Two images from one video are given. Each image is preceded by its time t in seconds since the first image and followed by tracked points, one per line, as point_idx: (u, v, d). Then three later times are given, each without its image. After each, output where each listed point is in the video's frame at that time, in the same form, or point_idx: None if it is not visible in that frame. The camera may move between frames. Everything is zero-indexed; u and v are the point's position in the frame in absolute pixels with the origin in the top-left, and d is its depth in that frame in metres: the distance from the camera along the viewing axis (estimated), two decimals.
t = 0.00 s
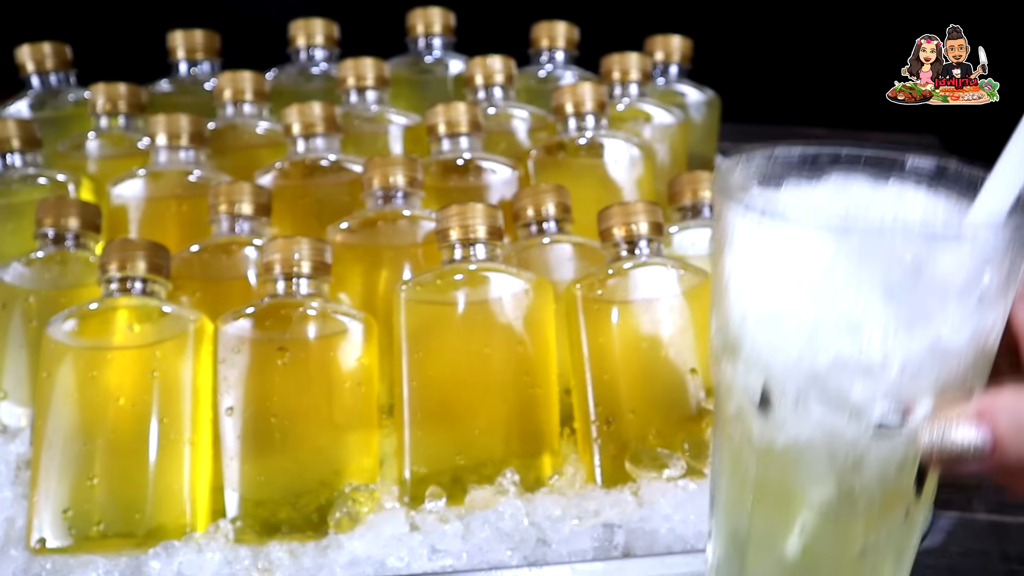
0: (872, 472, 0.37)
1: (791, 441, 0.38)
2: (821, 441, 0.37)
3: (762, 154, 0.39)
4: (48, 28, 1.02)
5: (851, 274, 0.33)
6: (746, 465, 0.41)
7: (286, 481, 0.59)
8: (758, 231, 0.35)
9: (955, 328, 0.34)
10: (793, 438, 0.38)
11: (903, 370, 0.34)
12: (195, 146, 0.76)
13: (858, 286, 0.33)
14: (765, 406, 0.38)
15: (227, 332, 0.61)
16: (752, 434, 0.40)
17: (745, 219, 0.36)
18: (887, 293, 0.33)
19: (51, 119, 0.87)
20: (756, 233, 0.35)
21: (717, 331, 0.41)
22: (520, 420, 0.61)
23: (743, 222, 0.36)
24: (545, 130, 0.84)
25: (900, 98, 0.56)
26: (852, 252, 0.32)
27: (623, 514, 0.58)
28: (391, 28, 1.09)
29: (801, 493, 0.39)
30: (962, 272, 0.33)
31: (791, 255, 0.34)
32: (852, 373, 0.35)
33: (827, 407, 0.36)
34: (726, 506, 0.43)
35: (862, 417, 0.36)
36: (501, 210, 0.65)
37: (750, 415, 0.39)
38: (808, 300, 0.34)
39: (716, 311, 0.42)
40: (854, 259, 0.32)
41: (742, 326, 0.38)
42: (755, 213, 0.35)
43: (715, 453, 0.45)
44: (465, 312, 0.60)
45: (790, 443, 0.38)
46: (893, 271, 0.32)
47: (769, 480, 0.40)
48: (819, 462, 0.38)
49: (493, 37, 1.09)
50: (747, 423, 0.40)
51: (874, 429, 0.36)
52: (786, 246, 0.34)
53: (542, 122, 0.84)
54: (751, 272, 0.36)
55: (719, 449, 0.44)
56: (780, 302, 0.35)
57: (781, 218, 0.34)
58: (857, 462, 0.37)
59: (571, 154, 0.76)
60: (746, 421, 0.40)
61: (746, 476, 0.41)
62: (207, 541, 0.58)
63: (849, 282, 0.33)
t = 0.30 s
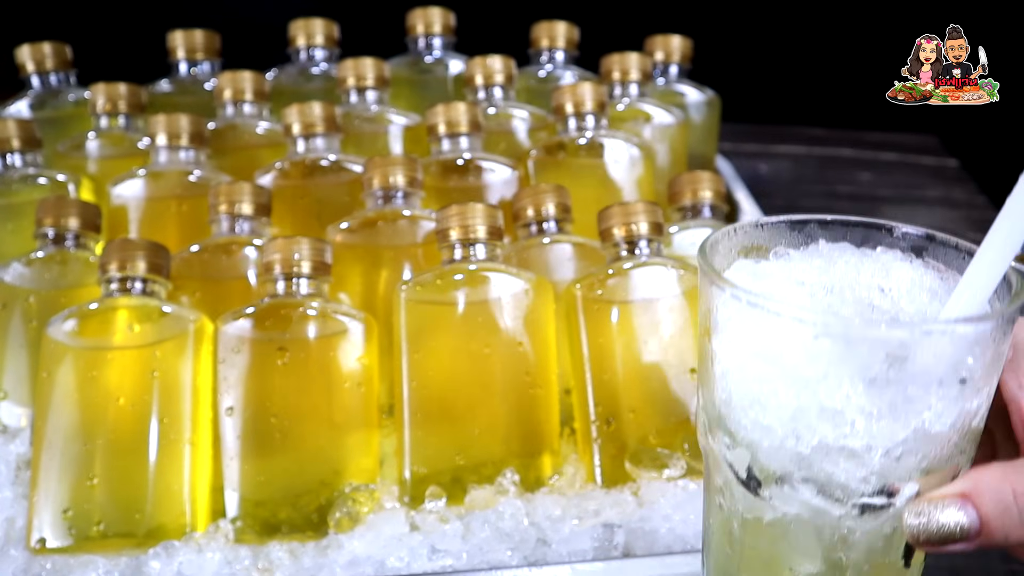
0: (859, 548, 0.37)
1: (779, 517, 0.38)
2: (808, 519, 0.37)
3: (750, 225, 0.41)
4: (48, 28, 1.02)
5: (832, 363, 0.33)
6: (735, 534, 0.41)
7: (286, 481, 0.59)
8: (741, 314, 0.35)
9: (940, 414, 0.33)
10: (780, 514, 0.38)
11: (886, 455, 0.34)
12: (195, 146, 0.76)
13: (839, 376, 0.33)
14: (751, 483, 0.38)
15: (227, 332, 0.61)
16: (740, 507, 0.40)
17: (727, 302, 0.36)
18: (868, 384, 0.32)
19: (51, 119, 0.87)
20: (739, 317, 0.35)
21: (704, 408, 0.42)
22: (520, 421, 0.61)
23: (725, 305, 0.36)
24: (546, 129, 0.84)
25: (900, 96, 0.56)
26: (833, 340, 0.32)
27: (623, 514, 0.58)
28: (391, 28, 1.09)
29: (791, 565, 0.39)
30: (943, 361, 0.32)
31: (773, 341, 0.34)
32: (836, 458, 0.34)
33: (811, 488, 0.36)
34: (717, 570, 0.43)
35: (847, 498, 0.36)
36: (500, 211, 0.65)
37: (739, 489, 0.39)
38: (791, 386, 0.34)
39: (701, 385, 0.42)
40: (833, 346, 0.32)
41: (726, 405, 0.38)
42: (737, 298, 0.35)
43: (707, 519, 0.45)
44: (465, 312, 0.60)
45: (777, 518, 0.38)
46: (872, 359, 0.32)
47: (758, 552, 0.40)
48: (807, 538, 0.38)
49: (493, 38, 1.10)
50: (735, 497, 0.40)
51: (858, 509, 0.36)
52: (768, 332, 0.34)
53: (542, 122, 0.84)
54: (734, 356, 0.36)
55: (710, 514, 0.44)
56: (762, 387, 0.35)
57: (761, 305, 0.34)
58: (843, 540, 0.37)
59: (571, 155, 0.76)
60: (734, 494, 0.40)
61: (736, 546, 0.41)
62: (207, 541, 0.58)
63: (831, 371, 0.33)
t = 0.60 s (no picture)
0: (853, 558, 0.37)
1: (774, 524, 0.38)
2: (803, 527, 0.37)
3: (751, 230, 0.40)
4: (47, 28, 1.02)
5: (830, 375, 0.32)
6: (731, 539, 0.41)
7: (286, 481, 0.59)
8: (740, 324, 0.35)
9: (937, 427, 0.33)
10: (775, 522, 0.38)
11: (881, 467, 0.34)
12: (195, 146, 0.76)
13: (836, 388, 0.32)
14: (746, 491, 0.38)
15: (227, 333, 0.61)
16: (736, 514, 0.40)
17: (726, 311, 0.36)
18: (865, 397, 0.32)
19: (50, 119, 0.87)
20: (736, 327, 0.35)
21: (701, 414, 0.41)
22: (520, 420, 0.61)
23: (724, 315, 0.36)
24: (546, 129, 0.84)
25: (900, 96, 0.55)
26: (831, 353, 0.32)
27: (623, 514, 0.58)
28: (391, 28, 1.10)
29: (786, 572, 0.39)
30: (940, 376, 0.32)
31: (770, 352, 0.34)
32: (832, 469, 0.34)
33: (807, 498, 0.36)
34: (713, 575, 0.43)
35: (841, 508, 0.35)
36: (500, 211, 0.65)
37: (734, 496, 0.39)
38: (788, 397, 0.33)
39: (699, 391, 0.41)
40: (831, 359, 0.32)
41: (723, 413, 0.37)
42: (735, 307, 0.35)
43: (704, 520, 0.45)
44: (465, 311, 0.60)
45: (773, 526, 0.38)
46: (870, 373, 0.32)
47: (754, 559, 0.39)
48: (802, 546, 0.37)
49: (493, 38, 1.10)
50: (731, 503, 0.40)
51: (852, 519, 0.36)
52: (766, 343, 0.34)
53: (542, 122, 0.84)
54: (731, 366, 0.36)
55: (707, 517, 0.44)
56: (759, 398, 0.34)
57: (760, 316, 0.34)
58: (838, 549, 0.37)
59: (571, 154, 0.76)
60: (731, 500, 0.40)
61: (732, 552, 0.41)
62: (207, 541, 0.57)
63: (829, 382, 0.32)
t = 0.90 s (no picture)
0: None
1: (774, 542, 0.38)
2: (801, 546, 0.37)
3: (751, 248, 0.41)
4: (47, 28, 1.02)
5: (826, 401, 0.32)
6: (733, 554, 0.41)
7: (286, 481, 0.59)
8: (739, 349, 0.35)
9: (932, 453, 0.33)
10: (775, 539, 0.38)
11: (877, 491, 0.34)
12: (195, 146, 0.76)
13: (834, 414, 0.33)
14: (746, 509, 0.38)
15: (228, 333, 0.61)
16: (737, 530, 0.40)
17: (726, 334, 0.36)
18: (861, 423, 0.32)
19: (50, 118, 0.87)
20: (736, 351, 0.35)
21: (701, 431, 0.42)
22: (520, 420, 0.61)
23: (724, 338, 0.36)
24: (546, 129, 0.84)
25: (900, 97, 0.56)
26: (828, 380, 0.32)
27: (623, 514, 0.58)
28: (391, 27, 1.10)
29: None
30: (936, 403, 0.32)
31: (769, 377, 0.34)
32: (829, 493, 0.34)
33: (805, 519, 0.36)
34: None
35: (837, 530, 0.35)
36: (500, 211, 0.65)
37: (734, 513, 0.39)
38: (785, 422, 0.34)
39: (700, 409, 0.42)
40: (828, 386, 0.32)
41: (723, 433, 0.37)
42: (735, 331, 0.35)
43: (705, 533, 0.45)
44: (465, 311, 0.60)
45: (772, 543, 0.38)
46: (867, 399, 0.32)
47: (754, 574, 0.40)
48: (801, 563, 0.38)
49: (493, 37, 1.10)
50: (731, 520, 0.40)
51: (849, 540, 0.36)
52: (764, 368, 0.34)
53: (542, 121, 0.84)
54: (731, 389, 0.36)
55: (708, 530, 0.44)
56: (757, 421, 0.35)
57: (758, 341, 0.34)
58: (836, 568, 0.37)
59: (571, 155, 0.76)
60: (731, 517, 0.40)
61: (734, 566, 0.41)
62: (207, 541, 0.57)
63: (826, 409, 0.32)
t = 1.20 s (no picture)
0: None
1: None
2: None
3: (781, 285, 0.41)
4: (48, 28, 1.02)
5: (866, 447, 0.33)
6: None
7: (286, 481, 0.59)
8: (777, 394, 0.35)
9: (973, 497, 0.33)
10: None
11: (919, 534, 0.34)
12: (195, 146, 0.76)
13: (873, 460, 0.33)
14: (785, 550, 0.38)
15: (228, 333, 0.61)
16: (776, 569, 0.40)
17: (763, 378, 0.36)
18: (902, 469, 0.33)
19: (50, 119, 0.87)
20: (774, 395, 0.36)
21: (736, 468, 0.42)
22: (520, 419, 0.61)
23: (761, 381, 0.36)
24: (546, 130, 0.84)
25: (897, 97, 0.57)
26: (867, 426, 0.32)
27: (623, 514, 0.58)
28: (392, 27, 1.10)
29: None
30: (975, 449, 0.32)
31: (807, 422, 0.34)
32: (870, 537, 0.34)
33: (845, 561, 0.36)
34: None
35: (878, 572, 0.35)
36: (501, 211, 0.65)
37: (773, 552, 0.40)
38: (824, 466, 0.34)
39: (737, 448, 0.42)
40: (866, 431, 0.32)
41: (761, 475, 0.38)
42: (772, 376, 0.35)
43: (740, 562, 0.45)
44: (465, 311, 0.60)
45: None
46: (906, 444, 0.32)
47: None
48: None
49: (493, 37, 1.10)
50: (768, 557, 0.41)
51: None
52: (803, 413, 0.34)
53: (542, 121, 0.84)
54: (769, 431, 0.36)
55: (744, 565, 0.44)
56: (797, 464, 0.35)
57: (796, 386, 0.34)
58: None
59: (571, 155, 0.76)
60: (769, 555, 0.40)
61: None
62: (207, 541, 0.57)
63: (866, 454, 0.33)
